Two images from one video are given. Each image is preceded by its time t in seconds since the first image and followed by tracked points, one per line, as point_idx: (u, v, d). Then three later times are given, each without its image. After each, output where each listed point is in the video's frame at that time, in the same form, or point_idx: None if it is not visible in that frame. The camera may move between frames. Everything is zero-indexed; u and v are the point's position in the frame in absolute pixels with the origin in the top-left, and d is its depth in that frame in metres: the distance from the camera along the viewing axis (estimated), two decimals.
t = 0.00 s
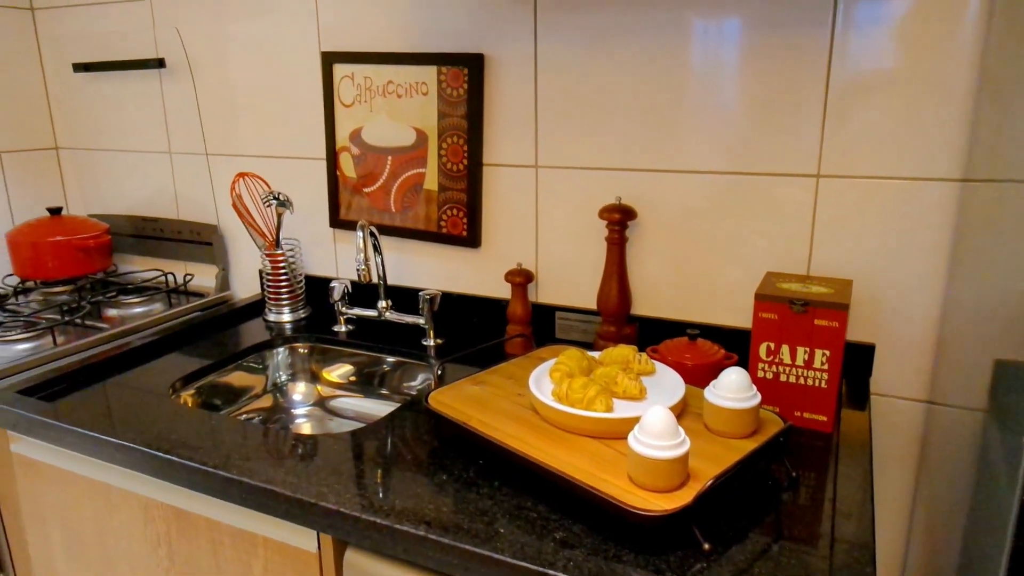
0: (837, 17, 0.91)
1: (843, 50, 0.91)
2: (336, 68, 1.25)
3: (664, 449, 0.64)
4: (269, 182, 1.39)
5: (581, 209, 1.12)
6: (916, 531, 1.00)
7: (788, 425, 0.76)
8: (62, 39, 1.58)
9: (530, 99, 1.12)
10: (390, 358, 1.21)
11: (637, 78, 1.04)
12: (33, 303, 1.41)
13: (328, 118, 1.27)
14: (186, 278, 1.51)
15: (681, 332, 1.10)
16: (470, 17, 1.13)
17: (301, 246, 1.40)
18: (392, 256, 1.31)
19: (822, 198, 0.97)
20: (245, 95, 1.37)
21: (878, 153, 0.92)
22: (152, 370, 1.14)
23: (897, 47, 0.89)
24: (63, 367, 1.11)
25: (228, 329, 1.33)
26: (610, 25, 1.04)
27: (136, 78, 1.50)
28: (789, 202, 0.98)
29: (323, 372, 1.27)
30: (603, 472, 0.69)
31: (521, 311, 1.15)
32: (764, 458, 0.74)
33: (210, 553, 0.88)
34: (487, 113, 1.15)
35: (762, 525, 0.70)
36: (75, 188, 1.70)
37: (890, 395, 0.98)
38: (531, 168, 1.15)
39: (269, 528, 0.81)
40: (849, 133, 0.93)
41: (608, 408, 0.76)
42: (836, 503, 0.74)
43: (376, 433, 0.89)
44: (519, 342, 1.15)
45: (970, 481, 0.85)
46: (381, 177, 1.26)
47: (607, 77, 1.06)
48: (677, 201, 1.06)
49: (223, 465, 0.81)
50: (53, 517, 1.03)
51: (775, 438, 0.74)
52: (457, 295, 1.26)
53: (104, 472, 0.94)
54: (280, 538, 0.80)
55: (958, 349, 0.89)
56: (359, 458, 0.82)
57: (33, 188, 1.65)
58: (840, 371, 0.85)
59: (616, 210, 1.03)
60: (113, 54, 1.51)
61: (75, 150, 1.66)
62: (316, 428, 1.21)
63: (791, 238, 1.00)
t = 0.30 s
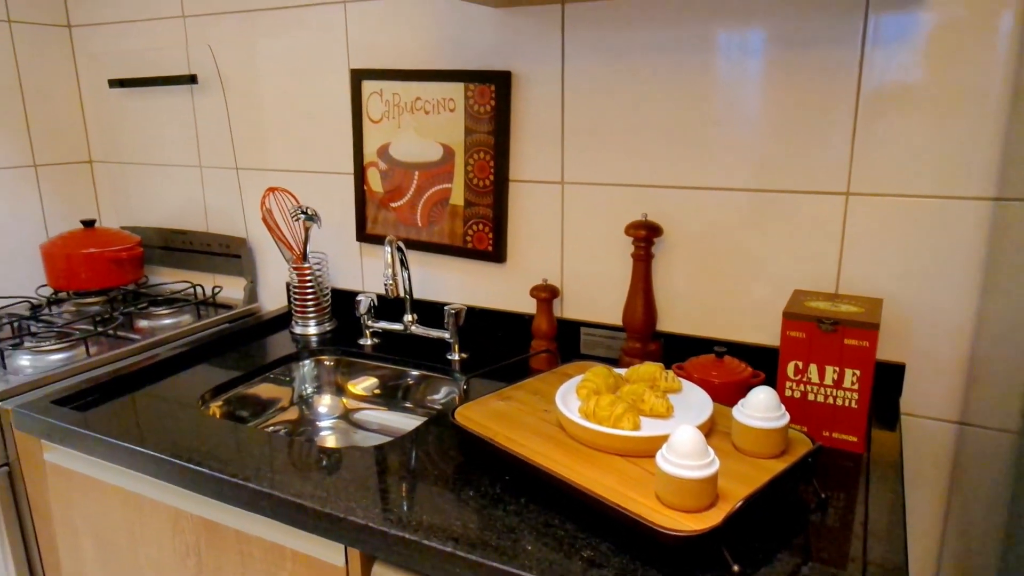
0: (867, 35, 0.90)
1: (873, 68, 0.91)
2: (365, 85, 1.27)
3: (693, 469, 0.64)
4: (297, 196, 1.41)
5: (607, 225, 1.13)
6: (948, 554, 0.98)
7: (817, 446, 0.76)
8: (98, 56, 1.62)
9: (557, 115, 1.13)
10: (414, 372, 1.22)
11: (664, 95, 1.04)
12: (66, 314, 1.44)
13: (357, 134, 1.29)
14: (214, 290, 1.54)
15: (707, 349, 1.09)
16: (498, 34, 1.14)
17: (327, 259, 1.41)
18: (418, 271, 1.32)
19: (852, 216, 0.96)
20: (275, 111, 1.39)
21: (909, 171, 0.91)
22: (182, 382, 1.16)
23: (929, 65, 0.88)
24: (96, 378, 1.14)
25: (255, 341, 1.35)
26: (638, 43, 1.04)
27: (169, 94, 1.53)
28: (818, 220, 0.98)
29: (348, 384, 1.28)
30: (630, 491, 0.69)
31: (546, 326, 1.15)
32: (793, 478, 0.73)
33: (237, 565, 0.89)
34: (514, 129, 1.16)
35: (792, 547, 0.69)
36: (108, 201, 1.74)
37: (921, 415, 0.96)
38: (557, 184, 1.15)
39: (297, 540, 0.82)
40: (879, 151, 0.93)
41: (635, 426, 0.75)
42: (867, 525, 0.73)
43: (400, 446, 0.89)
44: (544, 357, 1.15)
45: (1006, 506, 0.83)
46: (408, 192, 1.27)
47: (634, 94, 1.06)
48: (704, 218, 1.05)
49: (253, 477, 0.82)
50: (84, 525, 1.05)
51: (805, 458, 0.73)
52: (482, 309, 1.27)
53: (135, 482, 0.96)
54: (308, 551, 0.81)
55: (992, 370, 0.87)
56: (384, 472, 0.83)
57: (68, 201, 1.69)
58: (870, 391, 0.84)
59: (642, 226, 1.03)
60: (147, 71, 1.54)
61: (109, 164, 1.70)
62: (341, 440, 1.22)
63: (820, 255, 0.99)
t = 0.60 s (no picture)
0: (881, 56, 0.91)
1: (887, 89, 0.91)
2: (382, 106, 1.29)
3: (708, 492, 0.64)
4: (315, 216, 1.43)
5: (622, 245, 1.13)
6: None
7: (833, 468, 0.75)
8: (122, 80, 1.66)
9: (572, 136, 1.14)
10: (430, 390, 1.22)
11: (678, 116, 1.05)
12: (89, 332, 1.46)
13: (374, 154, 1.31)
14: (233, 308, 1.56)
15: (722, 369, 1.09)
16: (514, 57, 1.16)
17: (344, 278, 1.43)
18: (434, 289, 1.33)
19: (867, 236, 0.96)
20: (294, 132, 1.42)
21: (925, 191, 0.91)
22: (201, 399, 1.18)
23: (944, 85, 0.88)
24: (118, 396, 1.15)
25: (273, 359, 1.36)
26: (651, 65, 1.05)
27: (191, 116, 1.56)
28: (833, 240, 0.98)
29: (364, 402, 1.29)
30: (644, 513, 0.69)
31: (561, 345, 1.15)
32: (808, 501, 0.72)
33: None
34: (529, 150, 1.17)
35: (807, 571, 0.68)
36: (131, 220, 1.77)
37: (940, 437, 0.95)
38: (572, 204, 1.16)
39: (312, 559, 0.82)
40: (894, 171, 0.92)
41: (649, 447, 0.76)
42: (885, 549, 0.72)
43: (414, 464, 0.90)
44: (559, 376, 1.15)
45: None
46: (424, 212, 1.28)
47: (648, 115, 1.07)
48: (718, 238, 1.06)
49: (270, 496, 0.83)
50: (104, 541, 1.07)
51: (820, 481, 0.72)
52: (497, 328, 1.27)
53: (155, 500, 0.97)
54: (323, 570, 0.82)
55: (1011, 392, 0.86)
56: (399, 490, 0.83)
57: (92, 220, 1.73)
58: (887, 413, 0.83)
59: (657, 246, 1.04)
60: (170, 93, 1.58)
61: (132, 184, 1.74)
62: (357, 458, 1.23)
63: (836, 275, 0.98)
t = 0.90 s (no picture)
0: (878, 77, 0.92)
1: (884, 110, 0.92)
2: (392, 119, 1.32)
3: (692, 505, 0.65)
4: (326, 225, 1.46)
5: (623, 259, 1.15)
6: None
7: (821, 483, 0.76)
8: (144, 90, 1.71)
9: (576, 151, 1.16)
10: (434, 398, 1.24)
11: (681, 133, 1.07)
12: (107, 334, 1.51)
13: (384, 166, 1.34)
14: (246, 313, 1.59)
15: (720, 383, 1.10)
16: (520, 74, 1.18)
17: (353, 286, 1.46)
18: (440, 299, 1.36)
19: (864, 255, 0.97)
20: (307, 143, 1.45)
21: (921, 211, 0.92)
22: (211, 402, 1.21)
23: (940, 107, 0.89)
24: (131, 397, 1.19)
25: (283, 364, 1.39)
26: (654, 82, 1.07)
27: (209, 126, 1.61)
28: (830, 258, 0.99)
29: (370, 409, 1.32)
30: (632, 524, 0.71)
31: (563, 356, 1.17)
32: (795, 516, 0.74)
33: None
34: (534, 164, 1.20)
35: None
36: (150, 226, 1.82)
37: (936, 455, 0.96)
38: (575, 218, 1.18)
39: (311, 561, 0.85)
40: (892, 190, 0.94)
41: (639, 459, 0.77)
42: (871, 565, 0.73)
43: (418, 470, 0.92)
44: (560, 386, 1.17)
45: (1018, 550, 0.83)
46: (432, 223, 1.31)
47: (650, 132, 1.09)
48: (718, 254, 1.07)
49: (271, 498, 0.86)
50: (114, 538, 1.10)
51: (807, 496, 0.74)
52: (501, 338, 1.30)
53: (163, 499, 1.00)
54: (320, 571, 0.84)
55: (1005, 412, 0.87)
56: (404, 496, 0.85)
57: (112, 226, 1.78)
58: (879, 430, 0.84)
59: (656, 261, 1.06)
60: (189, 104, 1.62)
61: (152, 191, 1.79)
62: (362, 463, 1.25)
63: (833, 293, 1.00)
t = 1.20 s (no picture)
0: (873, 97, 0.94)
1: (878, 130, 0.95)
2: (407, 133, 1.37)
3: (674, 508, 0.68)
4: (342, 235, 1.52)
5: (626, 271, 1.18)
6: None
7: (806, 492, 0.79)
8: (174, 103, 1.79)
9: (581, 166, 1.20)
10: (443, 403, 1.28)
11: (682, 150, 1.10)
12: (133, 336, 1.58)
13: (398, 178, 1.39)
14: (266, 318, 1.65)
15: (717, 393, 1.13)
16: (529, 91, 1.22)
17: (368, 293, 1.51)
18: (451, 307, 1.40)
19: (859, 271, 0.99)
20: (326, 156, 1.51)
21: (915, 228, 0.94)
22: (229, 402, 1.26)
23: (933, 127, 0.91)
24: (154, 397, 1.25)
25: (299, 368, 1.44)
26: (657, 100, 1.11)
27: (234, 138, 1.67)
28: (826, 273, 1.01)
29: (381, 412, 1.36)
30: (618, 526, 0.74)
31: (566, 365, 1.20)
32: (778, 522, 0.76)
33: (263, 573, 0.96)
34: (541, 178, 1.24)
35: None
36: (178, 233, 1.90)
37: (929, 469, 0.97)
38: (580, 230, 1.22)
39: (315, 554, 0.89)
40: (886, 207, 0.96)
41: (629, 464, 0.80)
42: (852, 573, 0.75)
43: (427, 473, 0.95)
44: (563, 394, 1.20)
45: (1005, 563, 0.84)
46: (443, 233, 1.35)
47: (652, 148, 1.12)
48: (718, 267, 1.10)
49: (279, 493, 0.90)
50: (134, 530, 1.16)
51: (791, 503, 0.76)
52: (509, 346, 1.33)
53: (180, 494, 1.05)
54: (324, 564, 0.88)
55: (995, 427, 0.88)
56: (412, 499, 0.88)
57: (141, 232, 1.85)
58: (867, 442, 0.86)
59: (656, 273, 1.09)
60: (216, 117, 1.69)
61: (179, 200, 1.86)
62: (373, 465, 1.29)
63: (829, 307, 1.02)
